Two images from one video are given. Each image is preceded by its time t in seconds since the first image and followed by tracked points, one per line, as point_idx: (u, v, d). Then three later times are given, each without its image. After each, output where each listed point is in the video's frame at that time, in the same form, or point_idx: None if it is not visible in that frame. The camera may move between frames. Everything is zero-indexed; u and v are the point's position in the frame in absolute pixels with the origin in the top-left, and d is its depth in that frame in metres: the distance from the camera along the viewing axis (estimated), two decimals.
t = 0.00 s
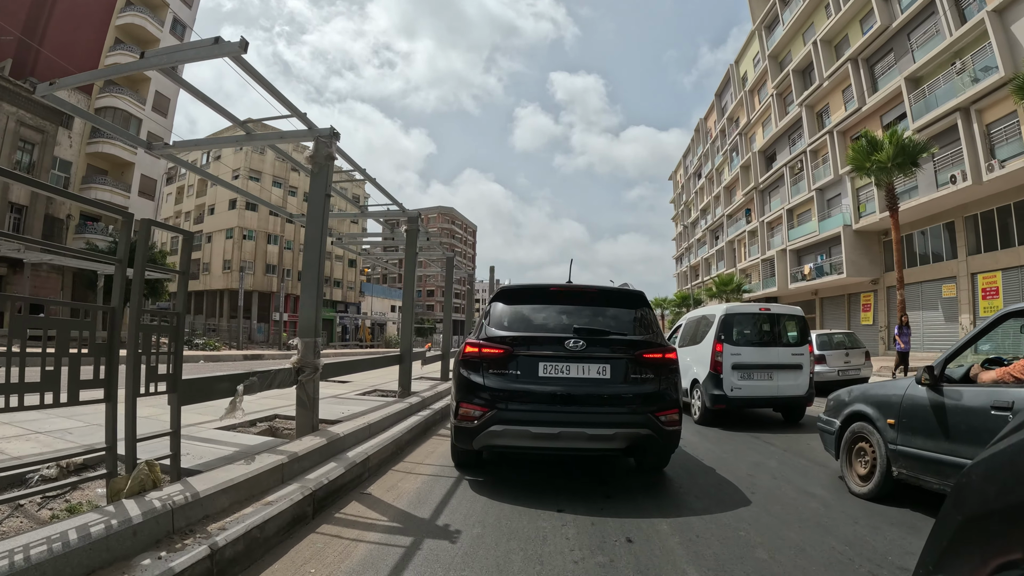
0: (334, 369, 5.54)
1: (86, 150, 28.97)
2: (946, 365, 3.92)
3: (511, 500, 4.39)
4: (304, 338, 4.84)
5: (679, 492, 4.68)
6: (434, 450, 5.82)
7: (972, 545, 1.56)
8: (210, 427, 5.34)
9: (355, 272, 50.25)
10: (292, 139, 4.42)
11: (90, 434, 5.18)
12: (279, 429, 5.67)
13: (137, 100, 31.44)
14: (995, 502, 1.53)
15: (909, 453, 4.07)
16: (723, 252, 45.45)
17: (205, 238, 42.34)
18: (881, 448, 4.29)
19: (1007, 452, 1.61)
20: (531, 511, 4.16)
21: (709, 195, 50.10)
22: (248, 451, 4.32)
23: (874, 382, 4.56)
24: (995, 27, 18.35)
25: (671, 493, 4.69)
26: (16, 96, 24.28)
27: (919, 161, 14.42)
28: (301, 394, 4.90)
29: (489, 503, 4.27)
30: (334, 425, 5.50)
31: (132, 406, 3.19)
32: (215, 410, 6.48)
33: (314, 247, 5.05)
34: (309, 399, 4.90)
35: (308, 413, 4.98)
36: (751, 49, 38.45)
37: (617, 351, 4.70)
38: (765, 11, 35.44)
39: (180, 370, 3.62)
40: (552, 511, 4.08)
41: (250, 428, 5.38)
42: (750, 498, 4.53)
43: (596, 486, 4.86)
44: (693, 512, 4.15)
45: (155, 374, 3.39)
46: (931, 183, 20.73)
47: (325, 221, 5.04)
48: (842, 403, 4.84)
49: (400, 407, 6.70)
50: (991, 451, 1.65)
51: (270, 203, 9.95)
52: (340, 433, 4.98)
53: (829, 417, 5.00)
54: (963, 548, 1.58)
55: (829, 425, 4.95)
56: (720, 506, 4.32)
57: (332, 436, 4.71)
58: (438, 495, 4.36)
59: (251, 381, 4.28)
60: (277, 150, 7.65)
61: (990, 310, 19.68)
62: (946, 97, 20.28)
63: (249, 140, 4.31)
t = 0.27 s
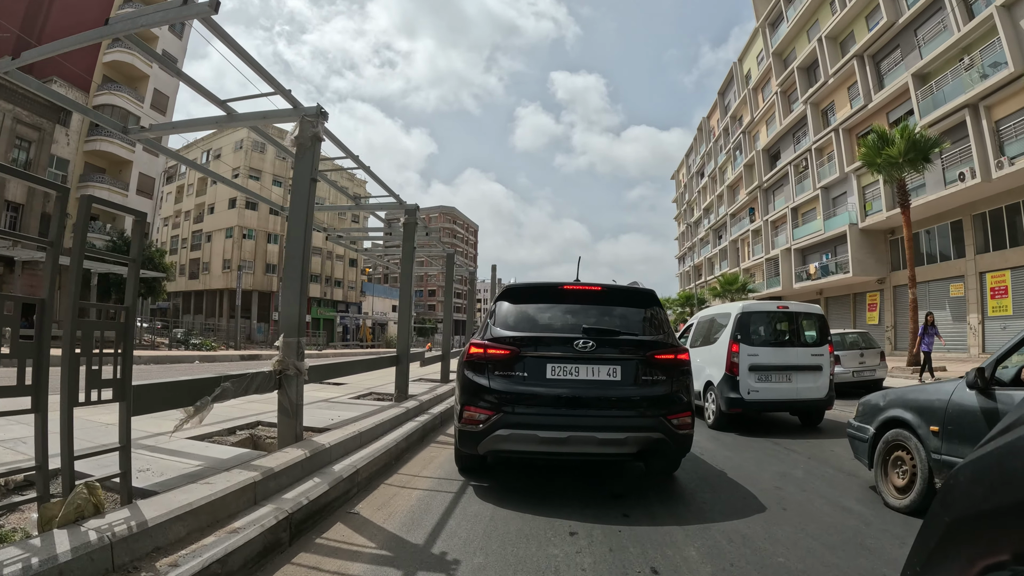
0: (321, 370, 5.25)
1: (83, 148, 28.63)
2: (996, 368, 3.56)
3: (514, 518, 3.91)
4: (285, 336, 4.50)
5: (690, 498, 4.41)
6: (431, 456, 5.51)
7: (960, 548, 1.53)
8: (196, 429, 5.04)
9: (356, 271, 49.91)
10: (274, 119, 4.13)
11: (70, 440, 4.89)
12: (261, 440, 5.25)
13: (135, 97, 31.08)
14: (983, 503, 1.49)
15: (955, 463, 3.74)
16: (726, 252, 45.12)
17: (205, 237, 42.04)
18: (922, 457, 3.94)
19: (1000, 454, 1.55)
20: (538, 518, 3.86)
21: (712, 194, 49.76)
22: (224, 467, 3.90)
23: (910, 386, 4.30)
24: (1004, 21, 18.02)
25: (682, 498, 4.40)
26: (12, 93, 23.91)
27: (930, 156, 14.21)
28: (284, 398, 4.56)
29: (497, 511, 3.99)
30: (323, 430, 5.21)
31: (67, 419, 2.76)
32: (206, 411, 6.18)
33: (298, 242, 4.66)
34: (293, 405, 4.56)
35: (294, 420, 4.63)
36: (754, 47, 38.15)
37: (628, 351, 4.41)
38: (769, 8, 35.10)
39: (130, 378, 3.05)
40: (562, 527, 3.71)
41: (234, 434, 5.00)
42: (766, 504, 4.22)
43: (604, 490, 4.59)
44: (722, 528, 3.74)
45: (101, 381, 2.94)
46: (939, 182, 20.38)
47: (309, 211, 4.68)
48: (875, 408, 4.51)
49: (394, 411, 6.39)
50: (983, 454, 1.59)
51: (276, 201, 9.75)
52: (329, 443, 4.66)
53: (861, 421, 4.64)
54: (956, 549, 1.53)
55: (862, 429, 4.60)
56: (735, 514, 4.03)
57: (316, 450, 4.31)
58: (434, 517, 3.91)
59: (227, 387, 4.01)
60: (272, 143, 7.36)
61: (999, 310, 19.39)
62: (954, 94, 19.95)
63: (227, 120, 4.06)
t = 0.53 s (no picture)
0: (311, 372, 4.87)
1: (81, 146, 28.36)
2: None
3: (519, 542, 3.31)
4: (265, 335, 3.93)
5: (702, 503, 4.15)
6: (437, 458, 5.09)
7: (951, 552, 1.34)
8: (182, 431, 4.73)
9: (357, 271, 49.70)
10: (256, 97, 3.91)
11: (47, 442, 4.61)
12: (240, 450, 4.59)
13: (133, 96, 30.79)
14: (972, 504, 1.31)
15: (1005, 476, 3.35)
16: (729, 251, 44.85)
17: (205, 237, 41.79)
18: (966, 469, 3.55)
19: (994, 449, 1.37)
20: (547, 527, 3.58)
21: (715, 193, 49.46)
22: (183, 486, 3.25)
23: (948, 390, 3.93)
24: (1013, 16, 17.71)
25: (695, 504, 4.15)
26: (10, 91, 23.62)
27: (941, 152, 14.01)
28: (263, 404, 3.94)
29: (506, 520, 3.67)
30: (318, 430, 4.82)
31: None
32: (196, 412, 5.91)
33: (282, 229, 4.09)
34: (273, 411, 3.94)
35: (273, 427, 3.99)
36: (758, 45, 37.86)
37: (640, 353, 4.14)
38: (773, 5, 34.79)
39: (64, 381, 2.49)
40: (574, 551, 3.17)
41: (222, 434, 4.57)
42: (781, 510, 3.95)
43: (614, 495, 4.33)
44: (750, 549, 3.27)
45: (28, 387, 2.38)
46: (946, 180, 20.06)
47: (293, 202, 4.18)
48: (911, 414, 4.12)
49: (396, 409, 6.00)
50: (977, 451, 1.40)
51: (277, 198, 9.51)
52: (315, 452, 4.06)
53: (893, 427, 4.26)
54: (947, 552, 1.34)
55: (896, 437, 4.19)
56: (754, 520, 3.78)
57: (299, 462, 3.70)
58: (432, 537, 3.34)
59: (193, 392, 3.40)
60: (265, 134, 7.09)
61: (1008, 309, 19.10)
62: (962, 90, 19.62)
63: (203, 101, 3.85)
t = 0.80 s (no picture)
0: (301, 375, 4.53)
1: (79, 144, 28.07)
2: None
3: (527, 570, 2.87)
4: (242, 335, 3.51)
5: (715, 508, 3.93)
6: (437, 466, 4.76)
7: (941, 550, 1.39)
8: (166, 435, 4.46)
9: (358, 271, 49.47)
10: (240, 73, 3.79)
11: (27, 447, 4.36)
12: (220, 462, 4.14)
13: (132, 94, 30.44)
14: (964, 504, 1.36)
15: None
16: (732, 251, 44.55)
17: (206, 236, 41.46)
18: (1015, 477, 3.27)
19: (983, 451, 1.42)
20: (556, 536, 3.35)
21: (718, 192, 49.15)
22: (140, 508, 2.77)
23: (984, 394, 3.68)
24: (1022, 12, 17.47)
25: (708, 509, 3.91)
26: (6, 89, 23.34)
27: (951, 148, 13.90)
28: (241, 411, 3.47)
29: (513, 531, 3.38)
30: (309, 435, 4.48)
31: None
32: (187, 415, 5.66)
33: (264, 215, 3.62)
34: (252, 420, 3.47)
35: (251, 438, 3.50)
36: (761, 43, 37.61)
37: (653, 354, 3.90)
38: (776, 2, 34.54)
39: None
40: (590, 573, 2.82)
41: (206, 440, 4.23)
42: (797, 514, 3.72)
43: (623, 500, 4.10)
44: (776, 560, 3.00)
45: None
46: (953, 177, 19.79)
47: (275, 188, 3.69)
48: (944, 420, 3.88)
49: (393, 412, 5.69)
50: (961, 453, 1.46)
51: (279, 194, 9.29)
52: (300, 465, 3.60)
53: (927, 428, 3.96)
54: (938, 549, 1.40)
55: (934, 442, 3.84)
56: (771, 525, 3.55)
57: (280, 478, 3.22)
58: (427, 567, 2.89)
59: (156, 400, 2.95)
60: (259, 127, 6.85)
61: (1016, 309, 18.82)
62: (969, 87, 19.36)
63: (184, 77, 3.76)
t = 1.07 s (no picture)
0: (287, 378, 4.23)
1: (77, 143, 27.76)
2: None
3: None
4: (219, 335, 3.17)
5: (728, 512, 3.73)
6: (433, 474, 4.46)
7: (938, 550, 1.34)
8: (149, 441, 4.20)
9: (359, 270, 49.27)
10: (218, 48, 3.62)
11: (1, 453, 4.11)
12: (197, 473, 3.73)
13: (130, 92, 30.14)
14: (961, 505, 1.30)
15: None
16: (735, 250, 44.30)
17: (205, 236, 41.17)
18: None
19: (980, 449, 1.36)
20: (566, 545, 3.12)
21: (721, 191, 48.88)
22: (89, 533, 2.40)
23: None
24: None
25: (722, 515, 3.69)
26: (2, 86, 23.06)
27: (961, 144, 13.90)
28: (217, 418, 3.10)
29: (520, 544, 3.10)
30: (296, 442, 4.18)
31: None
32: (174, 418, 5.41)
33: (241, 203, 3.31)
34: (228, 429, 3.10)
35: (227, 448, 3.12)
36: (763, 41, 37.39)
37: (665, 355, 3.68)
38: None
39: None
40: None
41: (187, 448, 3.93)
42: (815, 522, 3.51)
43: (632, 505, 3.87)
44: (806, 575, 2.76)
45: None
46: (959, 175, 19.56)
47: (255, 173, 3.37)
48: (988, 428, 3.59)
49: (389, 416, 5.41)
50: (958, 451, 1.40)
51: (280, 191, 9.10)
52: (280, 477, 3.27)
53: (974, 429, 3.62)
54: (935, 550, 1.35)
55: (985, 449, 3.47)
56: (791, 533, 3.34)
57: (258, 493, 2.88)
58: None
59: (116, 407, 2.58)
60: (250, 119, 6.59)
61: None
62: (975, 84, 19.11)
63: (160, 53, 3.66)
